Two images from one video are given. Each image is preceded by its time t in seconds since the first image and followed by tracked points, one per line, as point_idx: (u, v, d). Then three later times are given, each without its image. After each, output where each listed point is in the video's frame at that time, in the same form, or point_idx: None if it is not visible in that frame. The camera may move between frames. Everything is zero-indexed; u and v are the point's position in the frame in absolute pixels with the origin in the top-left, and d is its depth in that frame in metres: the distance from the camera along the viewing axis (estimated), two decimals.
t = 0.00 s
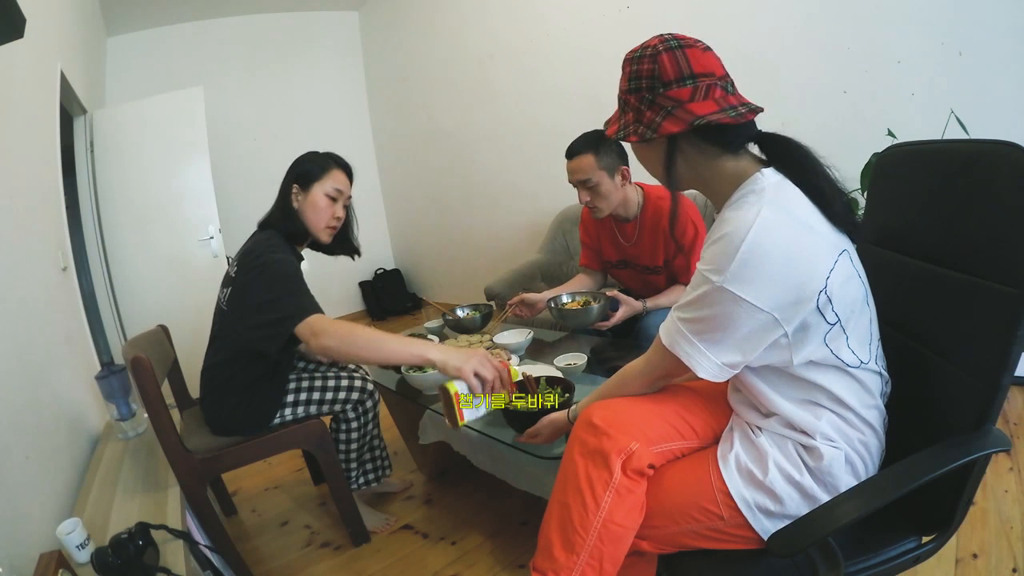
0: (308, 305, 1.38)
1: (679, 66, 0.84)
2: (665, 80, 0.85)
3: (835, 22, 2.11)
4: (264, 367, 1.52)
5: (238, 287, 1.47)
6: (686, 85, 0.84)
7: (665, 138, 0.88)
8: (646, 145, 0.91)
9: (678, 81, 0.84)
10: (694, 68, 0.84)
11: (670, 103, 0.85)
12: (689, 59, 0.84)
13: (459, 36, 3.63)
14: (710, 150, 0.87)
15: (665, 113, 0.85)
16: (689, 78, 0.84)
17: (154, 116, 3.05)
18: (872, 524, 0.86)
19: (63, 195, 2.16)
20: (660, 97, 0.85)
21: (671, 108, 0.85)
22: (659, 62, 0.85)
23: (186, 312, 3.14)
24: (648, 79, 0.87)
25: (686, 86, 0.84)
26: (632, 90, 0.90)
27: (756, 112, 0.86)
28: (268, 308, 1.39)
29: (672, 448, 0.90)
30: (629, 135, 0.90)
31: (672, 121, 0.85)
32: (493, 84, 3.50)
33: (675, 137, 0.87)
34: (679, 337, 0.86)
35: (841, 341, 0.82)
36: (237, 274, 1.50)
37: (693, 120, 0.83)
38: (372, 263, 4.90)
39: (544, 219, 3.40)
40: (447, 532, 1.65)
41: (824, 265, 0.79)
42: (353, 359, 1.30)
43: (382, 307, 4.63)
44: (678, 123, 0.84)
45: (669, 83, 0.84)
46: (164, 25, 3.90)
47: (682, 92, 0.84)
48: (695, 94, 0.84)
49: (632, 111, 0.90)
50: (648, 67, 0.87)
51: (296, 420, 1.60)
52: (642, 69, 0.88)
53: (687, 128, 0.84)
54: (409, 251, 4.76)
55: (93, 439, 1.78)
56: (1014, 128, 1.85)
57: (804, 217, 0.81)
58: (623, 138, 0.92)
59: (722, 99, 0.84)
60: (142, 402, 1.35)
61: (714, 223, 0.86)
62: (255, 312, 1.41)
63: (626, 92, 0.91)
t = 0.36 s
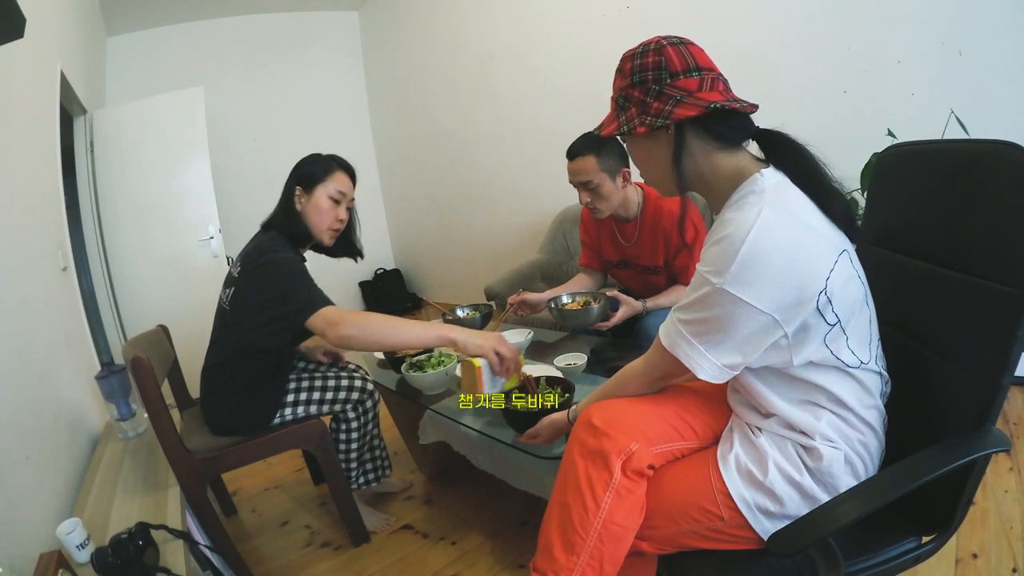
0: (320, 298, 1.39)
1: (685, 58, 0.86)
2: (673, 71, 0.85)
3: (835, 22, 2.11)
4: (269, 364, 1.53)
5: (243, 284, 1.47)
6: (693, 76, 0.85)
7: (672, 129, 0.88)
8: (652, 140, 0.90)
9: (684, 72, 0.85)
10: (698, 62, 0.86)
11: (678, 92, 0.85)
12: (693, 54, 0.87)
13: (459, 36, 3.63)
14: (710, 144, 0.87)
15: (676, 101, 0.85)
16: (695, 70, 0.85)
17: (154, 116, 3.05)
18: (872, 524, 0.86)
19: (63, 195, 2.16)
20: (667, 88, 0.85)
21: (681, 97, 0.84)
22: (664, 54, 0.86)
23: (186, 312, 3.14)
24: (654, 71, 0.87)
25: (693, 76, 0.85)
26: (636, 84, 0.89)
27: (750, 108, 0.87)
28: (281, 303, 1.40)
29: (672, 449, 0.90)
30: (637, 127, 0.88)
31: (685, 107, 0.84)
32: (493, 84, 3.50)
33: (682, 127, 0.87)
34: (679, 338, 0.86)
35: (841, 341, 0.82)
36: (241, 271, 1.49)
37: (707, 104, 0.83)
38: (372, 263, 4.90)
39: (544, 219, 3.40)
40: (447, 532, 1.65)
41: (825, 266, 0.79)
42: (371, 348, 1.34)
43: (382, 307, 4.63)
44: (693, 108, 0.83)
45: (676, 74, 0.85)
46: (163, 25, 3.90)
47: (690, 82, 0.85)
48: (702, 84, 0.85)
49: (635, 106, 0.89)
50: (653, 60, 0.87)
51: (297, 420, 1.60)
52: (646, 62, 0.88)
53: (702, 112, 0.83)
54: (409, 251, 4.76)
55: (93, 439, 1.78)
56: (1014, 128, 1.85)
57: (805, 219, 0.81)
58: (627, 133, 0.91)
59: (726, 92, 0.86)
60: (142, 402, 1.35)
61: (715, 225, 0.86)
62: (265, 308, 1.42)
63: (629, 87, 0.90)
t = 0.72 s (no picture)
0: (330, 294, 1.40)
1: (662, 74, 0.84)
2: (650, 90, 0.85)
3: (835, 22, 2.11)
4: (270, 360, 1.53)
5: (249, 283, 1.46)
6: (670, 94, 0.84)
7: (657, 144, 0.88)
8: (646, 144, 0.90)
9: (661, 91, 0.84)
10: (677, 74, 0.84)
11: (655, 114, 0.85)
12: (671, 65, 0.84)
13: (459, 36, 3.63)
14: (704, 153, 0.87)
15: (652, 124, 0.86)
16: (673, 86, 0.84)
17: (154, 116, 3.05)
18: (872, 524, 0.86)
19: (63, 195, 2.16)
20: (646, 108, 0.86)
21: (657, 119, 0.85)
22: (642, 72, 0.86)
23: (186, 312, 3.14)
24: (634, 90, 0.88)
25: (671, 94, 0.84)
26: (622, 100, 0.90)
27: (746, 113, 0.86)
28: (291, 300, 1.40)
29: (672, 449, 0.90)
30: (622, 145, 0.91)
31: (659, 131, 0.86)
32: (493, 84, 3.50)
33: (664, 148, 0.88)
34: (679, 337, 0.86)
35: (841, 341, 0.82)
36: (245, 270, 1.48)
37: (679, 129, 0.83)
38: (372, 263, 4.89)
39: (544, 219, 3.40)
40: (447, 532, 1.65)
41: (824, 266, 0.79)
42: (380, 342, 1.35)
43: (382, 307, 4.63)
44: (663, 134, 0.85)
45: (653, 93, 0.85)
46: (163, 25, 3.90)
47: (667, 101, 0.84)
48: (679, 102, 0.84)
49: (622, 121, 0.91)
50: (634, 77, 0.87)
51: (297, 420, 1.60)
52: (628, 79, 0.88)
53: (672, 139, 0.85)
54: (410, 251, 4.76)
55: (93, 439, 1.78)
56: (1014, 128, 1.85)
57: (804, 219, 0.81)
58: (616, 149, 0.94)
59: (710, 101, 0.84)
60: (142, 403, 1.35)
61: (714, 225, 0.86)
62: (271, 309, 1.43)
63: (617, 102, 0.92)
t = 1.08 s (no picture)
0: (323, 293, 1.39)
1: (665, 72, 0.84)
2: (653, 87, 0.85)
3: (835, 22, 2.11)
4: (270, 359, 1.53)
5: (247, 281, 1.46)
6: (673, 92, 0.84)
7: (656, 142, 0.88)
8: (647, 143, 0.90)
9: (665, 89, 0.84)
10: (681, 72, 0.84)
11: (658, 111, 0.85)
12: (675, 63, 0.84)
13: (459, 36, 3.63)
14: (706, 152, 0.87)
15: (654, 122, 0.86)
16: (677, 83, 0.84)
17: (154, 116, 3.04)
18: (872, 524, 0.86)
19: (63, 195, 2.16)
20: (648, 106, 0.86)
21: (660, 117, 0.85)
22: (645, 69, 0.86)
23: (186, 312, 3.14)
24: (636, 87, 0.87)
25: (674, 92, 0.84)
26: (623, 98, 0.90)
27: (748, 113, 0.86)
28: (286, 298, 1.40)
29: (672, 449, 0.90)
30: (622, 143, 0.91)
31: (661, 130, 0.85)
32: (493, 84, 3.50)
33: (666, 146, 0.88)
34: (680, 338, 0.86)
35: (841, 342, 0.82)
36: (244, 269, 1.48)
37: (681, 128, 0.83)
38: (372, 263, 4.89)
39: (544, 219, 3.39)
40: (447, 532, 1.65)
41: (825, 266, 0.79)
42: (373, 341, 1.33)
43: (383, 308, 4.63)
44: (666, 132, 0.85)
45: (657, 91, 0.85)
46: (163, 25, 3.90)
47: (670, 98, 0.84)
48: (683, 100, 0.84)
49: (623, 120, 0.91)
50: (637, 75, 0.87)
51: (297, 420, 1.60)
52: (630, 77, 0.88)
53: (675, 137, 0.85)
54: (410, 251, 4.76)
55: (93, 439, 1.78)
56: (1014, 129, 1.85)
57: (805, 219, 0.81)
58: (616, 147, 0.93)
59: (712, 101, 0.84)
60: (142, 403, 1.35)
61: (716, 226, 0.86)
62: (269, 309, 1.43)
63: (617, 100, 0.92)
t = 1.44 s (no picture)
0: (324, 298, 1.39)
1: (671, 66, 0.84)
2: (658, 81, 0.85)
3: (835, 22, 2.11)
4: (271, 359, 1.53)
5: (248, 281, 1.46)
6: (679, 86, 0.84)
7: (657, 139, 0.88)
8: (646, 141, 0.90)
9: (670, 83, 0.84)
10: (687, 68, 0.84)
11: (662, 105, 0.85)
12: (681, 59, 0.84)
13: (459, 36, 3.63)
14: (707, 151, 0.87)
15: (659, 116, 0.85)
16: (682, 78, 0.84)
17: (154, 116, 3.05)
18: (872, 524, 0.86)
19: (62, 195, 2.16)
20: (653, 100, 0.86)
21: (664, 110, 0.85)
22: (650, 62, 0.85)
23: (186, 312, 3.13)
24: (640, 81, 0.87)
25: (680, 87, 0.84)
26: (626, 92, 0.90)
27: (752, 112, 0.87)
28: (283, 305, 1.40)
29: (673, 449, 0.89)
30: (623, 138, 0.90)
31: (665, 123, 0.85)
32: (493, 84, 3.50)
33: (669, 140, 0.87)
34: (681, 341, 0.86)
35: (842, 344, 0.82)
36: (245, 268, 1.48)
37: (686, 122, 0.83)
38: (372, 263, 4.89)
39: (544, 219, 3.39)
40: (447, 532, 1.65)
41: (826, 268, 0.79)
42: (371, 349, 1.33)
43: (383, 308, 4.63)
44: (670, 126, 0.84)
45: (662, 85, 0.85)
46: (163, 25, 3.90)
47: (675, 93, 0.84)
48: (688, 95, 0.84)
49: (625, 114, 0.90)
50: (641, 68, 0.87)
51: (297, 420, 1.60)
52: (634, 70, 0.88)
53: (680, 132, 0.84)
54: (410, 251, 4.76)
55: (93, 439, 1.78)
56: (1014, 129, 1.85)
57: (806, 221, 0.81)
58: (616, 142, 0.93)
59: (716, 98, 0.84)
60: (142, 403, 1.35)
61: (717, 228, 0.86)
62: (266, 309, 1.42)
63: (619, 94, 0.91)
